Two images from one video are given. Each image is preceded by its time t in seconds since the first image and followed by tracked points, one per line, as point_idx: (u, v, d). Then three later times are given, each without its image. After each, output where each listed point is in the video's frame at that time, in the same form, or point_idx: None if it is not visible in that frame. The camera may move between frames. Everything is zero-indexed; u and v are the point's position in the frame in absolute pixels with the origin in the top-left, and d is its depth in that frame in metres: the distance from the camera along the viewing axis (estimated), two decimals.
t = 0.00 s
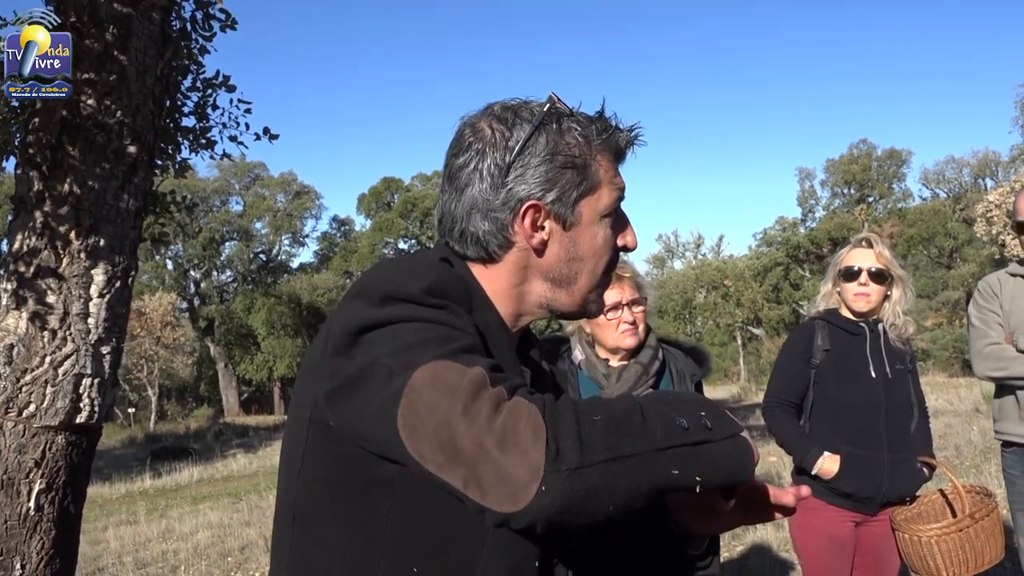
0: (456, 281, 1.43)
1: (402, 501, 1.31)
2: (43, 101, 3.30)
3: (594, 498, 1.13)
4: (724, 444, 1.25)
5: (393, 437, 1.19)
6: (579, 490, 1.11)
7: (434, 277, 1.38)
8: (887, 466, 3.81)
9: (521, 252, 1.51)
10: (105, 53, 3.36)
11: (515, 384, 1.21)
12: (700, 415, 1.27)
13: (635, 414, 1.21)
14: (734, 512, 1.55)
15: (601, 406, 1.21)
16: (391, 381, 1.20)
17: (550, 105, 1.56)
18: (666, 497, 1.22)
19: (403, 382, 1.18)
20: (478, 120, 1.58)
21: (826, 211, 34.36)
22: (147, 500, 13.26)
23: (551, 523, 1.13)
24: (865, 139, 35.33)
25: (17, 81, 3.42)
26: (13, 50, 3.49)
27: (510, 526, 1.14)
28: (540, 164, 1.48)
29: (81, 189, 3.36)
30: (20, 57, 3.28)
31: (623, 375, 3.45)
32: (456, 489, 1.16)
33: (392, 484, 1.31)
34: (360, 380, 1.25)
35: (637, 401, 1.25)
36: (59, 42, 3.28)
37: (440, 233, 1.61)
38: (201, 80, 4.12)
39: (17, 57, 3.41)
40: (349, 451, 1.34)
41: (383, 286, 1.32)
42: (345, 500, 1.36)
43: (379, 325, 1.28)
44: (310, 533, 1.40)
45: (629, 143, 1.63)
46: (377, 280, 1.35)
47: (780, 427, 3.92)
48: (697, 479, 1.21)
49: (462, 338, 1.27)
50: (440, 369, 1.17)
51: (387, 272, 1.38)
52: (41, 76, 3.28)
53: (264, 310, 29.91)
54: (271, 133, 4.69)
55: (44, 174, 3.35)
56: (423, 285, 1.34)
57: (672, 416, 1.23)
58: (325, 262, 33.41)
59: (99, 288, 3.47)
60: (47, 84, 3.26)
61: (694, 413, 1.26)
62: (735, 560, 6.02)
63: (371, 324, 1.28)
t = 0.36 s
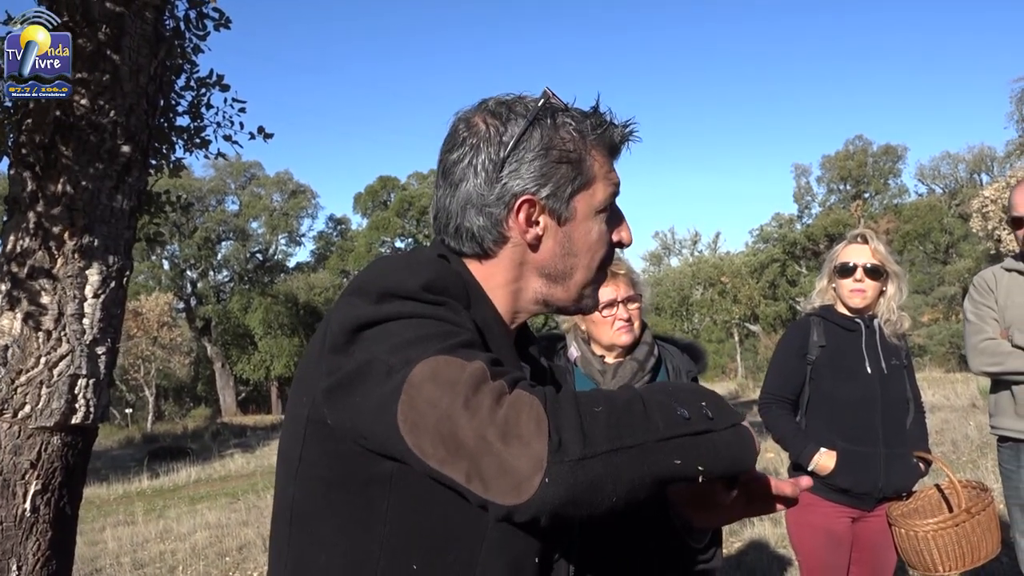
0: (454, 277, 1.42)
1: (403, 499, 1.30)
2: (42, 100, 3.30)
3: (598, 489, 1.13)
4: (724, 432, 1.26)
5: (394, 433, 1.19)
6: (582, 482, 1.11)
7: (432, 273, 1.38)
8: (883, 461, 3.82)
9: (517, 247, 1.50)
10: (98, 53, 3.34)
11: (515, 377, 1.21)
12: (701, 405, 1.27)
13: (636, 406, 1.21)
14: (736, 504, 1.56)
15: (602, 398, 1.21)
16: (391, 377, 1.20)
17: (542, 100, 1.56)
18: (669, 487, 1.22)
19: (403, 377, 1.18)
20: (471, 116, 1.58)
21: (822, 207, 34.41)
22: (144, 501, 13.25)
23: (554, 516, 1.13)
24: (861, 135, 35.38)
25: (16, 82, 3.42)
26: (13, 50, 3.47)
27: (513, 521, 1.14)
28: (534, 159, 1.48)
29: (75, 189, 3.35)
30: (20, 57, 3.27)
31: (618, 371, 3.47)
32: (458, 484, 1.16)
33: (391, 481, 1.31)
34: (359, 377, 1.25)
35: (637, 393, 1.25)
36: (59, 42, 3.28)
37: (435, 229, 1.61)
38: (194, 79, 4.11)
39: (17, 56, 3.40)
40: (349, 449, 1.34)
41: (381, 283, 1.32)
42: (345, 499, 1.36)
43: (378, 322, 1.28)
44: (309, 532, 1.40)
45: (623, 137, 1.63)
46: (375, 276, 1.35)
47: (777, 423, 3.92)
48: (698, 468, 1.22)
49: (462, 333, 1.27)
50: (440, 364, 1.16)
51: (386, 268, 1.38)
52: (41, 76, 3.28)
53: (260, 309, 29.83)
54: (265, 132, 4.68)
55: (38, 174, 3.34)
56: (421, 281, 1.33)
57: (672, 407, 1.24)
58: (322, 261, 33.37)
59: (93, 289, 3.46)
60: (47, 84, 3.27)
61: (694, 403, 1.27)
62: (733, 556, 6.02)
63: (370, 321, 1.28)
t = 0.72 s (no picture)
0: (451, 276, 1.43)
1: (402, 498, 1.31)
2: (40, 101, 3.29)
3: (599, 484, 1.13)
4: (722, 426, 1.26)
5: (394, 432, 1.20)
6: (584, 477, 1.11)
7: (430, 272, 1.38)
8: (882, 460, 3.82)
9: (511, 245, 1.51)
10: (96, 55, 3.34)
11: (514, 374, 1.21)
12: (699, 399, 1.28)
13: (635, 401, 1.22)
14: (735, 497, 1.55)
15: (600, 393, 1.22)
16: (390, 376, 1.20)
17: (530, 99, 1.55)
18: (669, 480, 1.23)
19: (403, 376, 1.18)
20: (461, 116, 1.58)
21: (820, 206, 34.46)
22: (143, 502, 13.25)
23: (555, 511, 1.13)
24: (859, 134, 35.44)
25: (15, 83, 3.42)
26: (13, 51, 3.47)
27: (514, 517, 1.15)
28: (525, 157, 1.48)
29: (73, 191, 3.35)
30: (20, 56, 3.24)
31: (616, 370, 3.46)
32: (459, 481, 1.16)
33: (391, 481, 1.31)
34: (358, 377, 1.25)
35: (635, 388, 1.26)
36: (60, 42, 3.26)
37: (428, 230, 1.62)
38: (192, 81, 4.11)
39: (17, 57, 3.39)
40: (348, 448, 1.34)
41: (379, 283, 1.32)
42: (344, 499, 1.36)
43: (376, 321, 1.28)
44: (309, 533, 1.40)
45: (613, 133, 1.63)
46: (374, 275, 1.35)
47: (776, 422, 3.93)
48: (698, 461, 1.22)
49: (460, 332, 1.27)
50: (440, 362, 1.17)
51: (384, 267, 1.38)
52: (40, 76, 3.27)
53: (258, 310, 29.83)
54: (263, 134, 4.68)
55: (35, 177, 3.34)
56: (419, 280, 1.34)
57: (671, 401, 1.24)
58: (320, 262, 33.37)
59: (92, 290, 3.46)
60: (47, 85, 3.26)
61: (692, 397, 1.28)
62: (733, 556, 6.02)
63: (369, 320, 1.28)
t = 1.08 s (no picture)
0: (449, 280, 1.43)
1: (402, 498, 1.31)
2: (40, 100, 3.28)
3: (600, 476, 1.13)
4: (721, 413, 1.26)
5: (394, 431, 1.19)
6: (585, 471, 1.11)
7: (426, 273, 1.39)
8: (883, 461, 3.82)
9: (499, 258, 1.51)
10: (97, 55, 3.34)
11: (513, 369, 1.21)
12: (696, 388, 1.28)
13: (634, 392, 1.21)
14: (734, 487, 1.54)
15: (599, 386, 1.22)
16: (388, 375, 1.20)
17: (516, 107, 1.52)
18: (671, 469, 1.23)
19: (402, 375, 1.18)
20: (449, 125, 1.56)
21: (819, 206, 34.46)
22: (143, 502, 13.25)
23: (557, 505, 1.13)
24: (858, 135, 35.45)
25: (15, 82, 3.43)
26: (13, 50, 3.46)
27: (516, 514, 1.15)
28: (513, 172, 1.47)
29: (73, 190, 3.34)
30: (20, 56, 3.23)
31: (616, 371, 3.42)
32: (461, 477, 1.16)
33: (390, 480, 1.31)
34: (356, 378, 1.25)
35: (632, 380, 1.26)
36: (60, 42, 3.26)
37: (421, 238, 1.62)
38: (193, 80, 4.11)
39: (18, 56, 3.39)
40: (347, 448, 1.34)
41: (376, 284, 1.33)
42: (343, 499, 1.36)
43: (373, 321, 1.28)
44: (309, 534, 1.40)
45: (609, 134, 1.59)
46: (372, 276, 1.35)
47: (776, 422, 3.93)
48: (697, 450, 1.22)
49: (458, 330, 1.27)
50: (438, 361, 1.17)
51: (381, 268, 1.39)
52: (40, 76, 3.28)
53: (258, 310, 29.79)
54: (264, 133, 4.68)
55: (36, 176, 3.34)
56: (415, 280, 1.34)
57: (669, 390, 1.24)
58: (319, 262, 33.37)
59: (92, 290, 3.45)
60: (47, 84, 3.25)
61: (689, 385, 1.27)
62: (732, 556, 6.02)
63: (365, 321, 1.28)
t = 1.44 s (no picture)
0: (436, 298, 1.40)
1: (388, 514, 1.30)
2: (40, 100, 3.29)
3: (565, 551, 1.11)
4: (704, 471, 1.18)
5: (369, 470, 1.18)
6: (548, 547, 1.09)
7: (410, 291, 1.35)
8: (884, 462, 3.82)
9: (497, 245, 1.51)
10: (98, 55, 3.34)
11: (488, 422, 1.17)
12: (678, 439, 1.19)
13: (607, 456, 1.16)
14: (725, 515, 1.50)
15: (572, 448, 1.16)
16: (367, 410, 1.18)
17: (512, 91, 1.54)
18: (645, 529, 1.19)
19: (377, 417, 1.16)
20: (444, 111, 1.57)
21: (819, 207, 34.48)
22: (143, 502, 13.27)
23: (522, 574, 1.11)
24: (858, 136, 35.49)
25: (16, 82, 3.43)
26: (13, 50, 3.47)
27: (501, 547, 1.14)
28: (509, 155, 1.48)
29: (74, 191, 3.34)
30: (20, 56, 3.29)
31: (616, 372, 3.42)
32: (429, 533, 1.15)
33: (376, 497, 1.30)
34: (337, 407, 1.24)
35: (610, 433, 1.20)
36: (59, 42, 3.27)
37: (416, 230, 1.62)
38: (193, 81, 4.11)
39: (17, 56, 3.40)
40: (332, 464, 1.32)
41: (359, 305, 1.30)
42: (330, 514, 1.35)
43: (354, 346, 1.26)
44: (296, 547, 1.41)
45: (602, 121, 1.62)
46: (355, 295, 1.33)
47: (776, 424, 3.94)
48: (672, 513, 1.16)
49: (440, 363, 1.24)
50: (411, 412, 1.14)
51: (365, 286, 1.36)
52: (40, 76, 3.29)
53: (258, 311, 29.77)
54: (264, 134, 4.69)
55: (37, 176, 3.35)
56: (400, 300, 1.32)
57: (646, 448, 1.17)
58: (319, 262, 33.37)
59: (92, 291, 3.46)
60: (47, 84, 3.26)
61: (672, 437, 1.20)
62: (732, 557, 6.02)
63: (347, 345, 1.26)
